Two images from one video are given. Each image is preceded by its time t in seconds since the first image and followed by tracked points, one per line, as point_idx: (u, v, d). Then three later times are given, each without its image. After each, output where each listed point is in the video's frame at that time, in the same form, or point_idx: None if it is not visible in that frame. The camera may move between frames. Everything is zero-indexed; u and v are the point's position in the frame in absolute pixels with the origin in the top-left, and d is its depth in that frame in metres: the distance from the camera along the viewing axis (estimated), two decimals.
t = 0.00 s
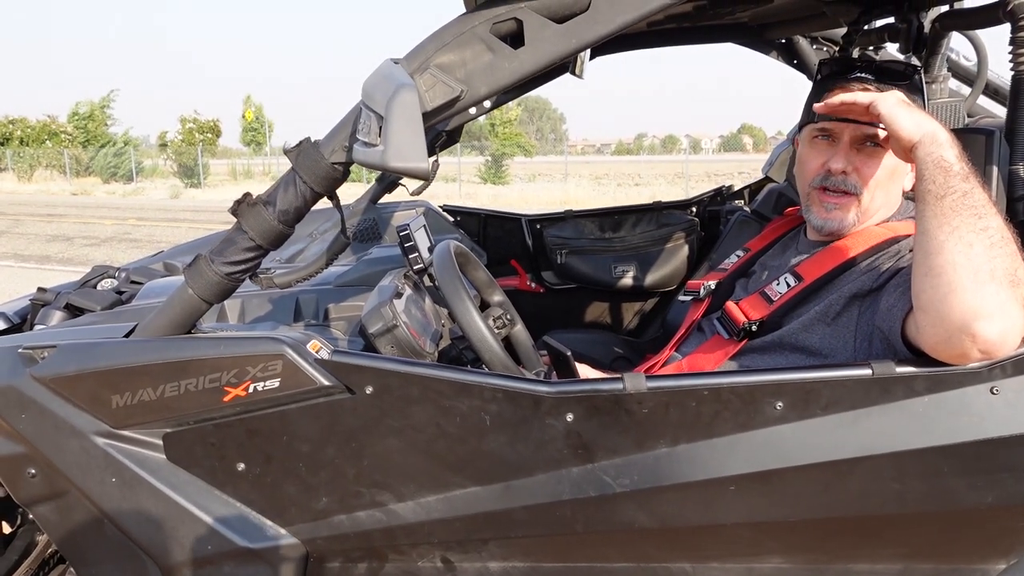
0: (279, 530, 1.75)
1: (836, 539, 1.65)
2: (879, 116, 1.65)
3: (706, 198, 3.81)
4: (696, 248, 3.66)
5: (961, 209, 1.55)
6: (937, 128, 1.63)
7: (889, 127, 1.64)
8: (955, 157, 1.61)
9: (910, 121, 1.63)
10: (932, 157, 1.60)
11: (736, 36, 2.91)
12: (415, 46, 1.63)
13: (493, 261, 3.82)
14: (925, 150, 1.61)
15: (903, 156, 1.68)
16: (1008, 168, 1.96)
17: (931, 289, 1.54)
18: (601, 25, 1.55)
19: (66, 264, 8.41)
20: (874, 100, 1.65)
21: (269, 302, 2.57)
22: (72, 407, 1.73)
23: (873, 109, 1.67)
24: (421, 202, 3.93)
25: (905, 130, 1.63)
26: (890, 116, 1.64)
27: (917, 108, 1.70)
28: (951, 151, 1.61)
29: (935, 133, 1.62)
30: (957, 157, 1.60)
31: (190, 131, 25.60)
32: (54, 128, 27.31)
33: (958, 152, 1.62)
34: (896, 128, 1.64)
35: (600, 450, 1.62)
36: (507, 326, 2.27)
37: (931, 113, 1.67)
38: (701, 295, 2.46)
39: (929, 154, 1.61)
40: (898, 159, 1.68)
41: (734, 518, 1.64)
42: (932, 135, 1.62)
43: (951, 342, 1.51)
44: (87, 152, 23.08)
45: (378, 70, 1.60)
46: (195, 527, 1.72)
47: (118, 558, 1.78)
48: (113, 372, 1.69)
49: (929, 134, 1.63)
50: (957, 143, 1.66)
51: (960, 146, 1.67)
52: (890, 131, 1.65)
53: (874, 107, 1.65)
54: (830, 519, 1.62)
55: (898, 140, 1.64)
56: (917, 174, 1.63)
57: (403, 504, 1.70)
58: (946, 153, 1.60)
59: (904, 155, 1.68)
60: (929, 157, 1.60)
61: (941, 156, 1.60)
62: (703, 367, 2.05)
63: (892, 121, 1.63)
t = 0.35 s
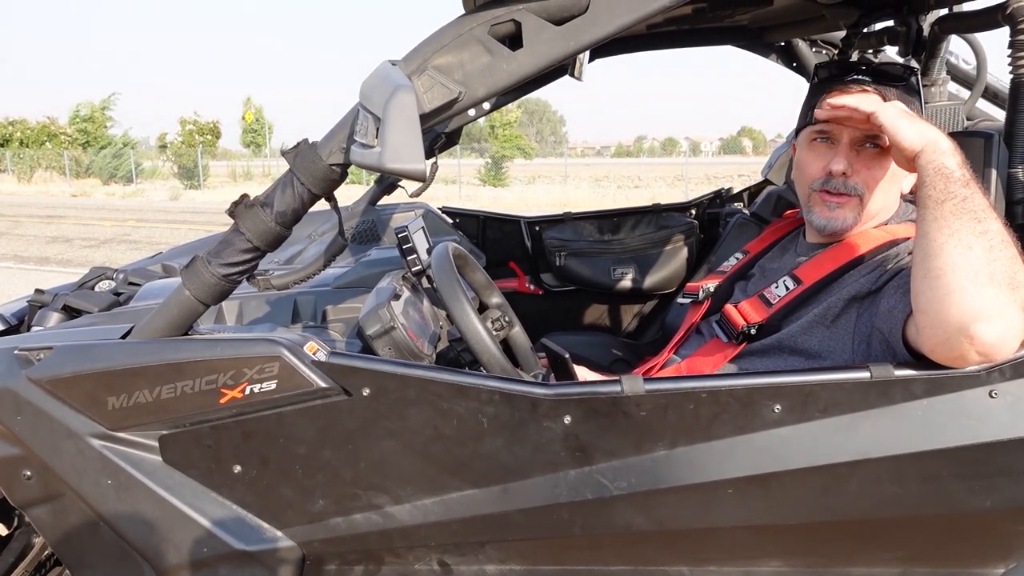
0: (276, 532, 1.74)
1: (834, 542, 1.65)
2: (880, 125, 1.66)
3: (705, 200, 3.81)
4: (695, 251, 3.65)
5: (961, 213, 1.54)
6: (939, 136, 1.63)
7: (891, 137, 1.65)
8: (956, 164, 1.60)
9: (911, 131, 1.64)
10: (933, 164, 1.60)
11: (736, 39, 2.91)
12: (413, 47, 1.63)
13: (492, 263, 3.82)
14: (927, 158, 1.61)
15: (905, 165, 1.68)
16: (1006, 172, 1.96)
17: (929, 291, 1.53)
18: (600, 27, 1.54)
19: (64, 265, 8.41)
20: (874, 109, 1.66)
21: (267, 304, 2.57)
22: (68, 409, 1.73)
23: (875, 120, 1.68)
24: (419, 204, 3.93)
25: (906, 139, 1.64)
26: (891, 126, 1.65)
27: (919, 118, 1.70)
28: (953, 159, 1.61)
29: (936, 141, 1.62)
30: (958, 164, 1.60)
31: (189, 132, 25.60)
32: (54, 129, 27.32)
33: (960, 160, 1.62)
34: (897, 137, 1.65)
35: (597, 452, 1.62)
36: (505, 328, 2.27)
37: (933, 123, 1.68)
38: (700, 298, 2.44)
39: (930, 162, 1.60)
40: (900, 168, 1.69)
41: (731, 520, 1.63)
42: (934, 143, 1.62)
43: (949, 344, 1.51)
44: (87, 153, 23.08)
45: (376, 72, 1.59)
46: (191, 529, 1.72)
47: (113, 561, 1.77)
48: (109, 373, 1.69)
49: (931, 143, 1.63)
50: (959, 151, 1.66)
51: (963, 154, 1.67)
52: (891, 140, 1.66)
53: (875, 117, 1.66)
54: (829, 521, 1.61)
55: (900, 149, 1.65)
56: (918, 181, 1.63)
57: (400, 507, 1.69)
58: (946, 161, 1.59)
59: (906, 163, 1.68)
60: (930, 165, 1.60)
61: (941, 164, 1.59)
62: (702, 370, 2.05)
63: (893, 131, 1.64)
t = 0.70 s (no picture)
0: (269, 534, 1.73)
1: (832, 544, 1.63)
2: (874, 128, 1.67)
3: (705, 200, 3.80)
4: (694, 251, 3.64)
5: (957, 214, 1.53)
6: (933, 138, 1.63)
7: (885, 139, 1.65)
8: (951, 165, 1.60)
9: (905, 133, 1.65)
10: (927, 165, 1.60)
11: (735, 39, 2.90)
12: (408, 45, 1.61)
13: (490, 263, 3.81)
14: (922, 159, 1.61)
15: (900, 168, 1.68)
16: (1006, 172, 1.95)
17: (926, 293, 1.51)
18: (597, 25, 1.53)
19: (63, 266, 8.39)
20: (868, 111, 1.67)
21: (263, 304, 2.56)
22: (61, 410, 1.71)
23: (868, 122, 1.68)
24: (418, 204, 3.92)
25: (900, 141, 1.65)
26: (884, 128, 1.66)
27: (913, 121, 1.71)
28: (947, 160, 1.60)
29: (930, 142, 1.63)
30: (953, 165, 1.59)
31: (189, 133, 25.59)
32: (53, 130, 27.31)
33: (955, 161, 1.61)
34: (890, 139, 1.65)
35: (594, 454, 1.60)
36: (501, 329, 2.26)
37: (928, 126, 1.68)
38: (699, 298, 2.42)
39: (924, 162, 1.60)
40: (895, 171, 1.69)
41: (729, 522, 1.62)
42: (928, 144, 1.63)
43: (947, 346, 1.49)
44: (86, 154, 23.06)
45: (370, 69, 1.58)
46: (184, 531, 1.70)
47: (107, 563, 1.76)
48: (102, 374, 1.67)
49: (924, 145, 1.64)
50: (956, 153, 1.65)
51: (958, 156, 1.66)
52: (884, 143, 1.66)
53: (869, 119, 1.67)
54: (827, 524, 1.60)
55: (894, 152, 1.66)
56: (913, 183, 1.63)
57: (395, 509, 1.68)
58: (941, 161, 1.59)
59: (902, 166, 1.68)
60: (924, 166, 1.60)
61: (936, 165, 1.59)
62: (699, 371, 2.03)
63: (887, 134, 1.65)
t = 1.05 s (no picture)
0: (228, 543, 1.69)
1: (795, 544, 1.65)
2: (832, 134, 1.68)
3: (668, 201, 3.83)
4: (658, 251, 3.66)
5: (913, 218, 1.55)
6: (889, 142, 1.65)
7: (843, 144, 1.67)
8: (907, 169, 1.62)
9: (862, 137, 1.66)
10: (885, 169, 1.61)
11: (700, 41, 2.91)
12: (375, 42, 1.58)
13: (455, 263, 3.78)
14: (879, 164, 1.63)
15: (859, 172, 1.70)
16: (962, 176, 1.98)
17: (884, 296, 1.53)
18: (565, 26, 1.52)
19: (14, 264, 8.16)
20: (826, 117, 1.69)
21: (222, 305, 2.51)
22: (8, 417, 1.66)
23: (827, 127, 1.69)
24: (382, 203, 3.89)
25: (858, 146, 1.66)
26: (843, 133, 1.68)
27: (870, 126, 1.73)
28: (904, 164, 1.62)
29: (887, 147, 1.64)
30: (909, 169, 1.61)
31: (147, 129, 25.10)
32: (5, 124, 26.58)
33: (911, 165, 1.63)
34: (849, 144, 1.67)
35: (560, 457, 1.60)
36: (467, 330, 2.24)
37: (885, 130, 1.70)
38: (663, 301, 2.43)
39: (881, 167, 1.62)
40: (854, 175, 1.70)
41: (694, 523, 1.62)
42: (885, 149, 1.65)
43: (906, 347, 1.51)
44: (39, 149, 22.48)
45: (336, 66, 1.55)
46: (139, 540, 1.66)
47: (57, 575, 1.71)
48: (52, 380, 1.62)
49: (882, 149, 1.65)
50: (911, 156, 1.67)
51: (914, 160, 1.68)
52: (842, 147, 1.68)
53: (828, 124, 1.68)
54: (790, 524, 1.61)
55: (852, 157, 1.67)
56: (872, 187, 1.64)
57: (358, 515, 1.65)
58: (898, 166, 1.61)
59: (860, 170, 1.70)
60: (882, 170, 1.61)
61: (893, 169, 1.61)
62: (665, 373, 2.04)
63: (845, 139, 1.67)
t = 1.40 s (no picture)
0: (94, 551, 1.60)
1: (684, 509, 1.66)
2: (715, 99, 1.66)
3: (570, 171, 3.81)
4: (561, 222, 3.64)
5: (791, 183, 1.56)
6: (770, 107, 1.65)
7: (725, 109, 1.66)
8: (787, 134, 1.62)
9: (744, 102, 1.65)
10: (765, 135, 1.61)
11: (592, 10, 2.89)
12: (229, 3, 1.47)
13: (354, 240, 3.67)
14: (760, 129, 1.62)
15: (741, 137, 1.69)
16: (839, 142, 2.07)
17: (763, 262, 1.56)
18: None
19: None
20: (711, 82, 1.66)
21: (89, 293, 2.36)
22: None
23: (710, 92, 1.68)
24: (274, 178, 3.75)
25: (739, 111, 1.65)
26: (726, 99, 1.66)
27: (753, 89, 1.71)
28: (783, 129, 1.62)
29: (768, 111, 1.64)
30: (789, 134, 1.61)
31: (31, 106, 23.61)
32: None
33: (790, 129, 1.64)
34: (731, 110, 1.66)
35: (448, 437, 1.56)
36: (358, 310, 2.17)
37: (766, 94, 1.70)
38: (559, 272, 2.45)
39: (762, 132, 1.62)
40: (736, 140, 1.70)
41: (585, 494, 1.62)
42: (766, 114, 1.64)
43: (785, 312, 1.54)
44: None
45: (179, 30, 1.48)
46: None
47: None
48: None
49: (762, 113, 1.65)
50: (791, 121, 1.67)
51: (794, 124, 1.69)
52: (725, 112, 1.67)
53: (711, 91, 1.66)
54: (678, 490, 1.63)
55: (734, 122, 1.66)
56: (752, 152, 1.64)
57: (236, 511, 1.58)
58: (777, 131, 1.61)
59: (743, 134, 1.69)
60: (763, 136, 1.61)
61: (773, 134, 1.61)
62: (561, 345, 2.01)
63: (728, 104, 1.65)
